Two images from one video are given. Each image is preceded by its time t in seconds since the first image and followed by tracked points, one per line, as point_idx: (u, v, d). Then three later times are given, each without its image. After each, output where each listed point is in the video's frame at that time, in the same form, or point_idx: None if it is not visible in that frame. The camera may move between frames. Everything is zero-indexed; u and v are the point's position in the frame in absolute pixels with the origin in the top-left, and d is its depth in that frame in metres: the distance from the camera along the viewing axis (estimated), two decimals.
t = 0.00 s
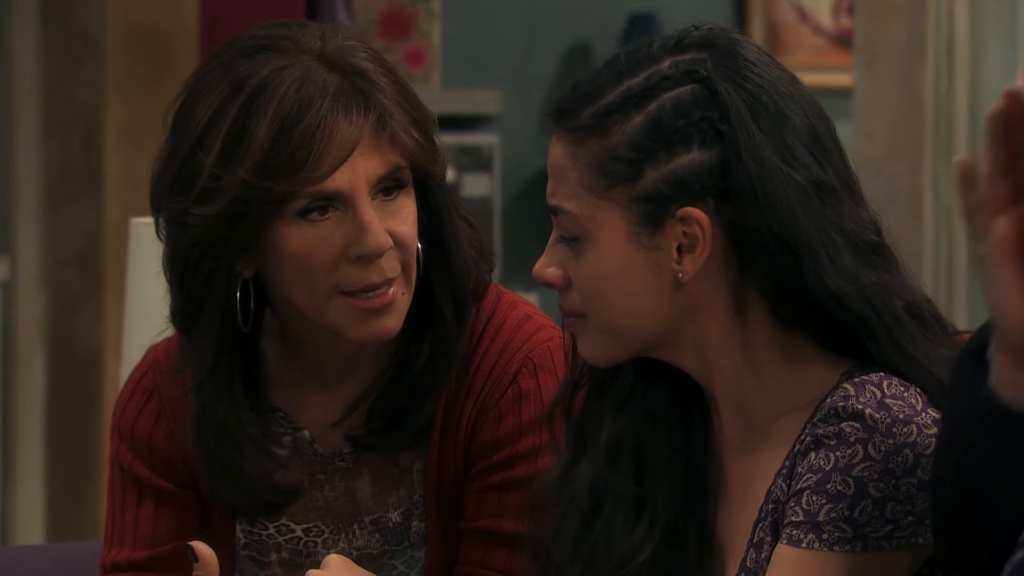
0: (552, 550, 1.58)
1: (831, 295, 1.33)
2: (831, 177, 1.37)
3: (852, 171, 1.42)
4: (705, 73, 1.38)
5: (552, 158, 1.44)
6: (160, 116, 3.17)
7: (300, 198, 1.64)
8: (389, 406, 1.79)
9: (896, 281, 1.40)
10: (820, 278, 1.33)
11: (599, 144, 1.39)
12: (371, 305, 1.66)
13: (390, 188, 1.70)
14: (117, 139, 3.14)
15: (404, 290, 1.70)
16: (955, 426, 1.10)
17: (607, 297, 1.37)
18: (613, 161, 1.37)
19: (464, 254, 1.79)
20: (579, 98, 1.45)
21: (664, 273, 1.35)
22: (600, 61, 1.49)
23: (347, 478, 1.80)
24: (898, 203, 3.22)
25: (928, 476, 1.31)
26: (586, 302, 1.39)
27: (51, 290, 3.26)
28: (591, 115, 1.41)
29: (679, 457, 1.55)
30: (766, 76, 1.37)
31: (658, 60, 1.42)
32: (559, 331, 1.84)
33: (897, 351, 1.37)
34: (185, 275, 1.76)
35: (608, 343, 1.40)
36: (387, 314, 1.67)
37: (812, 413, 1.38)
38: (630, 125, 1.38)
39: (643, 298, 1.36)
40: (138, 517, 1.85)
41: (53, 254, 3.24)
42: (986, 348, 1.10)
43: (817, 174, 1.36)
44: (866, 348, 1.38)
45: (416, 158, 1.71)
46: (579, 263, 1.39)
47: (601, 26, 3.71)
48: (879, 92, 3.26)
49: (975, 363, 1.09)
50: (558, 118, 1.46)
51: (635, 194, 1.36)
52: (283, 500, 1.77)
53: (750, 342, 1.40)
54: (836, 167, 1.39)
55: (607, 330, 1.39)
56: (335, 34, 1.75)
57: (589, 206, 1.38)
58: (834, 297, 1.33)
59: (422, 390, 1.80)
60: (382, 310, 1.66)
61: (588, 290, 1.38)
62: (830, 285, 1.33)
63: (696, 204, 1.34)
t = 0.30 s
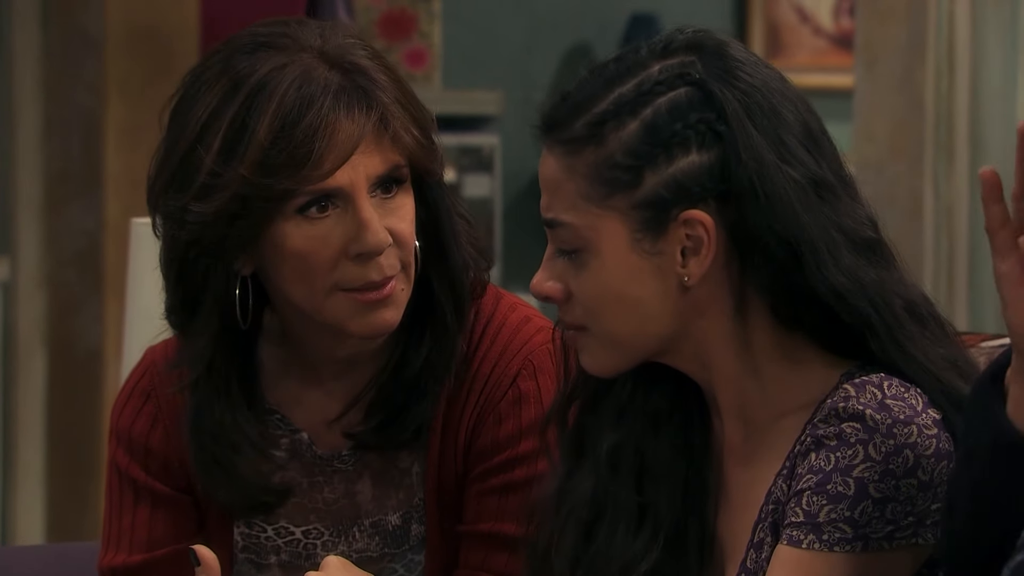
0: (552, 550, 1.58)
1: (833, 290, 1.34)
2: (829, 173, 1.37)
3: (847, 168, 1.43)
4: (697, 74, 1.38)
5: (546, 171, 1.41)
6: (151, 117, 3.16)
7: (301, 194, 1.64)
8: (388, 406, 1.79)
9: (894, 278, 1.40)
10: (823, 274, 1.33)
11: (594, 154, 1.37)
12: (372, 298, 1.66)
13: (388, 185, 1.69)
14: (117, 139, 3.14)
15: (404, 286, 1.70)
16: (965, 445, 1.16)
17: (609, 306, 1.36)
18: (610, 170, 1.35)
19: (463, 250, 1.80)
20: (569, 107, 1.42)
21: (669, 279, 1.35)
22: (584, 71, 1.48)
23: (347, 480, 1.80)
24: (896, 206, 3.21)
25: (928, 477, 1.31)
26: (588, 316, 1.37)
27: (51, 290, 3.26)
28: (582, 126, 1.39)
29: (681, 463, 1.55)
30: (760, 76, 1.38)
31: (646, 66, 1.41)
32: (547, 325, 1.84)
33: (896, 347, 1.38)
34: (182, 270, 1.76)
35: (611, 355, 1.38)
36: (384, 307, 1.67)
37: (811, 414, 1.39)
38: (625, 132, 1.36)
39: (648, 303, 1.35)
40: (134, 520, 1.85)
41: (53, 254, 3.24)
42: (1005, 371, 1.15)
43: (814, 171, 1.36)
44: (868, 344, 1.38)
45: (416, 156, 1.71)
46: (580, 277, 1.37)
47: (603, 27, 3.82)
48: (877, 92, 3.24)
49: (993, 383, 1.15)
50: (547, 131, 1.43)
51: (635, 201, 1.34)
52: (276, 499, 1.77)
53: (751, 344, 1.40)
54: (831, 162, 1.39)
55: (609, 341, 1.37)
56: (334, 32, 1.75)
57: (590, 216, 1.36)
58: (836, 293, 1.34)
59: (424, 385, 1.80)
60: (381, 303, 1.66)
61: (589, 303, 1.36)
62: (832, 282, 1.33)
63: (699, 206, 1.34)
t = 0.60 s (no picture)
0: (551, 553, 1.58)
1: (830, 290, 1.34)
2: (822, 171, 1.38)
3: (838, 166, 1.44)
4: (686, 80, 1.38)
5: (538, 192, 1.39)
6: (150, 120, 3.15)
7: (295, 197, 1.64)
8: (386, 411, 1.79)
9: (888, 277, 1.40)
10: (819, 274, 1.34)
11: (590, 167, 1.35)
12: (368, 299, 1.66)
13: (384, 186, 1.69)
14: (116, 142, 3.13)
15: (400, 288, 1.70)
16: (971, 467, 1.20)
17: (621, 318, 1.34)
18: (608, 182, 1.34)
19: (459, 253, 1.80)
20: (560, 120, 1.40)
21: (672, 287, 1.34)
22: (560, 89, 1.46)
23: (344, 480, 1.80)
24: (895, 209, 3.20)
25: (926, 479, 1.31)
26: (591, 329, 1.36)
27: (49, 292, 3.27)
28: (574, 141, 1.37)
29: (679, 468, 1.55)
30: (747, 78, 1.38)
31: (633, 75, 1.40)
32: (543, 323, 1.84)
33: (893, 347, 1.37)
34: (178, 273, 1.76)
35: (615, 368, 1.37)
36: (379, 308, 1.67)
37: (808, 415, 1.39)
38: (620, 144, 1.36)
39: (653, 323, 1.34)
40: (129, 523, 1.86)
41: (51, 256, 3.24)
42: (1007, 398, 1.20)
43: (808, 170, 1.37)
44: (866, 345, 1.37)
45: (411, 157, 1.72)
46: (585, 293, 1.35)
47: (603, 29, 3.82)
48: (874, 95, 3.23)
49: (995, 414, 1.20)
50: (537, 146, 1.41)
51: (635, 211, 1.33)
52: (274, 501, 1.77)
53: (750, 347, 1.40)
54: (823, 160, 1.40)
55: (612, 354, 1.36)
56: (330, 34, 1.75)
57: (591, 229, 1.35)
58: (832, 293, 1.34)
59: (421, 387, 1.80)
60: (377, 304, 1.66)
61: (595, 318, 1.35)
62: (830, 281, 1.34)
63: (702, 211, 1.34)
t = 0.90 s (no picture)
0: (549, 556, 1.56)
1: (827, 292, 1.34)
2: (818, 171, 1.39)
3: (833, 166, 1.45)
4: (684, 83, 1.38)
5: (536, 198, 1.37)
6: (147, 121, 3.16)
7: (292, 199, 1.64)
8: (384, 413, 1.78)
9: (883, 279, 1.40)
10: (815, 275, 1.33)
11: (592, 171, 1.35)
12: (366, 298, 1.66)
13: (381, 188, 1.69)
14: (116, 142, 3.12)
15: (398, 290, 1.70)
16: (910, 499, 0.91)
17: (620, 323, 1.33)
18: (612, 186, 1.34)
19: (458, 255, 1.80)
20: (557, 125, 1.39)
21: (676, 289, 1.33)
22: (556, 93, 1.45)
23: (341, 481, 1.80)
24: (894, 212, 3.10)
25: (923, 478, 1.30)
26: (593, 334, 1.35)
27: (47, 293, 3.27)
28: (573, 146, 1.36)
29: (673, 477, 1.54)
30: (741, 79, 1.39)
31: (630, 79, 1.39)
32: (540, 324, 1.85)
33: (888, 350, 1.38)
34: (175, 276, 1.76)
35: (617, 373, 1.36)
36: (378, 309, 1.67)
37: (805, 415, 1.39)
38: (621, 147, 1.35)
39: (656, 323, 1.34)
40: (127, 524, 1.86)
41: (50, 258, 3.25)
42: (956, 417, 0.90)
43: (805, 169, 1.38)
44: (861, 347, 1.37)
45: (408, 158, 1.72)
46: (585, 298, 1.35)
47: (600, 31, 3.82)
48: (872, 96, 3.17)
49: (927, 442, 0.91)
50: (534, 152, 1.39)
51: (639, 214, 1.33)
52: (271, 502, 1.76)
53: (749, 347, 1.41)
54: (817, 160, 1.41)
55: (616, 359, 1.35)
56: (326, 36, 1.75)
57: (593, 234, 1.34)
58: (828, 294, 1.34)
59: (420, 388, 1.80)
60: (374, 305, 1.67)
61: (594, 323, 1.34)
62: (825, 282, 1.34)
63: (706, 213, 1.34)
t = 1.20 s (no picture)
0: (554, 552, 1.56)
1: (836, 287, 1.33)
2: (826, 164, 1.39)
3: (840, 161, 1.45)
4: (693, 77, 1.38)
5: (547, 196, 1.37)
6: (151, 115, 3.15)
7: (297, 192, 1.64)
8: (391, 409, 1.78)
9: (891, 273, 1.40)
10: (824, 268, 1.33)
11: (603, 167, 1.34)
12: (371, 301, 1.66)
13: (386, 181, 1.70)
14: (121, 137, 3.15)
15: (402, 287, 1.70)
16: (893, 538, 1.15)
17: (630, 321, 1.33)
18: (623, 182, 1.33)
19: (462, 246, 1.80)
20: (563, 121, 1.38)
21: (688, 282, 1.33)
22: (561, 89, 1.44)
23: (346, 476, 1.80)
24: (899, 206, 3.09)
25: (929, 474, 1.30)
26: (604, 332, 1.35)
27: (52, 288, 3.26)
28: (582, 142, 1.35)
29: (676, 475, 1.54)
30: (748, 73, 1.39)
31: (637, 74, 1.39)
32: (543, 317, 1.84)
33: (894, 346, 1.37)
34: (181, 271, 1.77)
35: (629, 369, 1.36)
36: (382, 311, 1.67)
37: (810, 409, 1.39)
38: (632, 142, 1.34)
39: (665, 320, 1.34)
40: (132, 519, 1.86)
41: (55, 252, 3.25)
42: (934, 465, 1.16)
43: (814, 163, 1.38)
44: (866, 342, 1.37)
45: (412, 150, 1.72)
46: (596, 295, 1.34)
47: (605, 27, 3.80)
48: (878, 91, 3.13)
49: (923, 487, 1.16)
50: (541, 149, 1.38)
51: (651, 209, 1.32)
52: (275, 497, 1.77)
53: (757, 342, 1.41)
54: (824, 153, 1.41)
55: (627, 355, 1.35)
56: (331, 29, 1.75)
57: (606, 231, 1.33)
58: (836, 289, 1.33)
59: (426, 382, 1.79)
60: (379, 308, 1.67)
61: (605, 322, 1.34)
62: (833, 276, 1.33)
63: (718, 206, 1.33)
